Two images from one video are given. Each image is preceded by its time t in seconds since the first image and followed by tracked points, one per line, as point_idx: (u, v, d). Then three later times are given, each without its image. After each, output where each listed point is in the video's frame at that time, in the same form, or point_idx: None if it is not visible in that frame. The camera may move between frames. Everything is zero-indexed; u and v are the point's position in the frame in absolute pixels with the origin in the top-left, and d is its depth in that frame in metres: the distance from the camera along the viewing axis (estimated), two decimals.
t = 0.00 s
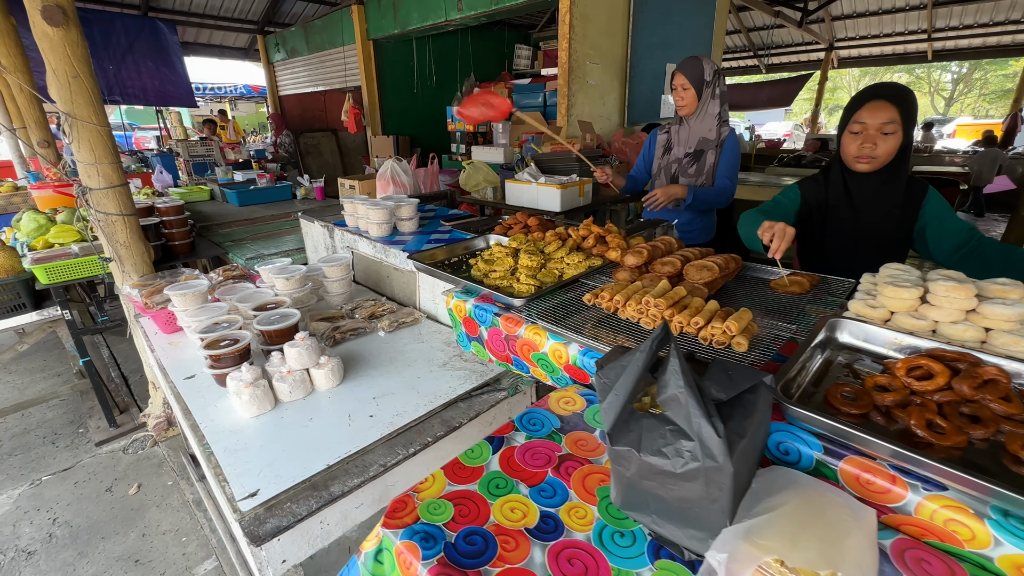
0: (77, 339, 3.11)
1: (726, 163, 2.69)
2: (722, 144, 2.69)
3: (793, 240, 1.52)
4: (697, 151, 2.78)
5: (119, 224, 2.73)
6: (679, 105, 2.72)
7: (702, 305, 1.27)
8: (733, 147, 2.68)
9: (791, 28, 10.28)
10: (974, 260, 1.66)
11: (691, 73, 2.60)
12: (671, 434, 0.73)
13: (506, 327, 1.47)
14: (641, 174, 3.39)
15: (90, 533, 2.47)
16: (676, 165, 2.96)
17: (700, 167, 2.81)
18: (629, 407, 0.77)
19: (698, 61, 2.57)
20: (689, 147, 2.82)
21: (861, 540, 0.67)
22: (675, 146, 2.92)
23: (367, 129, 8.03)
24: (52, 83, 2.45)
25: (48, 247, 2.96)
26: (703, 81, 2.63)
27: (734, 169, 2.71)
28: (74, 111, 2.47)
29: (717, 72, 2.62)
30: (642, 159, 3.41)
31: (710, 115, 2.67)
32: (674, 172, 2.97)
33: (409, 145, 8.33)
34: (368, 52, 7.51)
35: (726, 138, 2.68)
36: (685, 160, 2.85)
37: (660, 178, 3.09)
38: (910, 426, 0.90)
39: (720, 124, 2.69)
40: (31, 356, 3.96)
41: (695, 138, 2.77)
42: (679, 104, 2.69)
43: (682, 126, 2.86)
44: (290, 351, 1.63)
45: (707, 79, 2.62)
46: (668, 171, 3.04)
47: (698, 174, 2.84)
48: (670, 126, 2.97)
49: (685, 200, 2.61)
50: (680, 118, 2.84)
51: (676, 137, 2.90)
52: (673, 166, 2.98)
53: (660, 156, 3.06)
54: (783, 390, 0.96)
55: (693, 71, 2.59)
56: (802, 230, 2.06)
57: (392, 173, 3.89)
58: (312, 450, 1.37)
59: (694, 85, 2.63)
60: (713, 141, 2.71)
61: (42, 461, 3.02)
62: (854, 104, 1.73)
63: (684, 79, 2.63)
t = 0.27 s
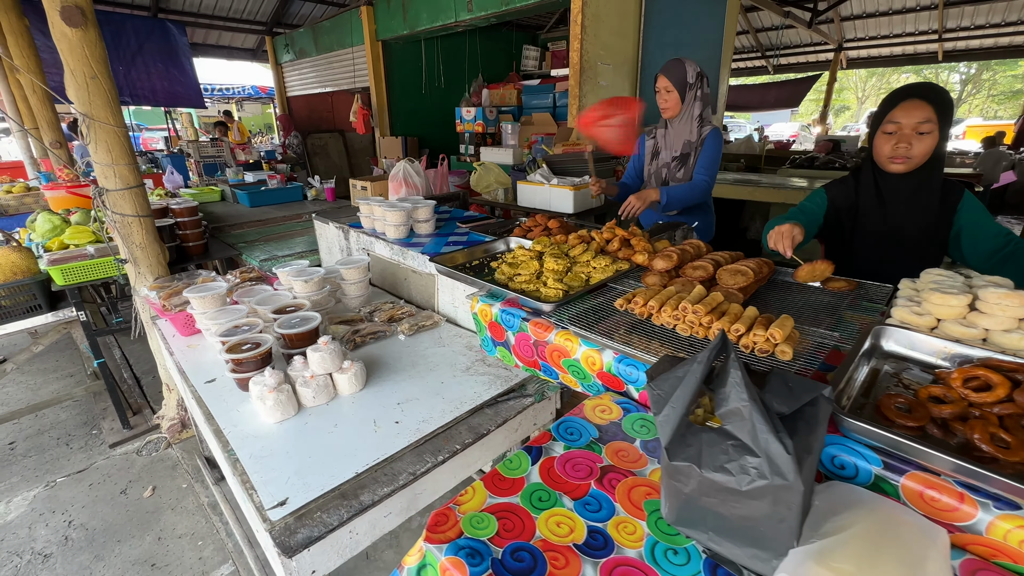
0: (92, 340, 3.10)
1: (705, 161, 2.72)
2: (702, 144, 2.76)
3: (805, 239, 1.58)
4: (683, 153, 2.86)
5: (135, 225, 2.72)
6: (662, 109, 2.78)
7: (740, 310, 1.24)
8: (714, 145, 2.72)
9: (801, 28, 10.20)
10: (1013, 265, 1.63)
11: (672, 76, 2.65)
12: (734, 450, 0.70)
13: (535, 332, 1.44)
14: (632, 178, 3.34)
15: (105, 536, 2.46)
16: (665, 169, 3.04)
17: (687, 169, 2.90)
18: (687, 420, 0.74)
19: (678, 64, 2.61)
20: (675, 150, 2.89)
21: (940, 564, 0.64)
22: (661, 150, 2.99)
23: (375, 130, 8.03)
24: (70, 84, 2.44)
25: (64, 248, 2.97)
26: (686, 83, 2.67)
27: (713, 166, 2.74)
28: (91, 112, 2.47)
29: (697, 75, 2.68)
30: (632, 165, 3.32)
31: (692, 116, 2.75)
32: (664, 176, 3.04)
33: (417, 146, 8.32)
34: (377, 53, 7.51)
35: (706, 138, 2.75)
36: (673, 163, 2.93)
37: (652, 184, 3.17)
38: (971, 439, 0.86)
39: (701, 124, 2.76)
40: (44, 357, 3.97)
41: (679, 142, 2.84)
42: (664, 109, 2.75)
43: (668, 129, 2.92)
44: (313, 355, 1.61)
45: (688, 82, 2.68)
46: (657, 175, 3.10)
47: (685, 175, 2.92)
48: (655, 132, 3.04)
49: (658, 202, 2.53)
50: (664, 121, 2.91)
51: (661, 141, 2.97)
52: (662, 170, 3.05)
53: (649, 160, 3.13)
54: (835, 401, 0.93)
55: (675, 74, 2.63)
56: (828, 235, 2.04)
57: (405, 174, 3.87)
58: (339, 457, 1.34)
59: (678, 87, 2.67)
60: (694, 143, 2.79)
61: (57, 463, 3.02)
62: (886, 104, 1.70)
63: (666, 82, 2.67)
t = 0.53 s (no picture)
0: (111, 342, 3.11)
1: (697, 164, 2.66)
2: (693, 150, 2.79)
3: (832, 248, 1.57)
4: (678, 160, 2.90)
5: (156, 227, 2.73)
6: (660, 116, 2.78)
7: (781, 317, 1.22)
8: (706, 149, 2.70)
9: (812, 30, 10.12)
10: None
11: (667, 82, 2.66)
12: (804, 465, 0.68)
13: (568, 338, 1.42)
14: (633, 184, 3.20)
15: (125, 538, 2.46)
16: (663, 175, 3.07)
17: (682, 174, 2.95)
18: (751, 434, 0.72)
19: (673, 70, 2.63)
20: (672, 156, 2.93)
21: None
22: (659, 157, 3.02)
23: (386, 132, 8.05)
24: (94, 87, 2.46)
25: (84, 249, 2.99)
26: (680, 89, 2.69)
27: (707, 170, 2.67)
28: (115, 115, 2.47)
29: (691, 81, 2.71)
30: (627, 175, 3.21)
31: (685, 123, 2.78)
32: (662, 183, 3.08)
33: (427, 148, 8.33)
34: (388, 55, 7.53)
35: (698, 143, 2.76)
36: (670, 170, 2.97)
37: (651, 190, 3.19)
38: None
39: (694, 130, 2.80)
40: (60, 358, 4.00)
41: (674, 148, 2.89)
42: (661, 115, 2.76)
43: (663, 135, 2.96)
44: (340, 359, 1.59)
45: (683, 88, 2.70)
46: (657, 181, 3.13)
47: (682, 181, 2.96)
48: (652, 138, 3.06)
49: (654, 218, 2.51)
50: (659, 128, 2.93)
51: (658, 147, 2.99)
52: (661, 176, 3.08)
53: (647, 167, 3.15)
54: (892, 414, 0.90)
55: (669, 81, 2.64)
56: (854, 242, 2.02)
57: (419, 176, 3.85)
58: (371, 464, 1.33)
59: (672, 94, 2.68)
60: (685, 149, 2.84)
61: (75, 463, 3.03)
62: (918, 107, 1.67)
63: (662, 89, 2.68)
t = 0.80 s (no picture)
0: (133, 341, 3.14)
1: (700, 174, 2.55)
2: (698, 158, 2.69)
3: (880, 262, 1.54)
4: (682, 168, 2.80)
5: (179, 227, 2.75)
6: (667, 124, 2.69)
7: (823, 323, 1.18)
8: (711, 158, 2.58)
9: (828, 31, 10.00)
10: None
11: (673, 89, 2.56)
12: (873, 478, 0.65)
13: (600, 342, 1.40)
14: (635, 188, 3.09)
15: (148, 536, 2.48)
16: (670, 183, 2.96)
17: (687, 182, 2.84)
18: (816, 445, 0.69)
19: (678, 78, 2.53)
20: (677, 164, 2.83)
21: None
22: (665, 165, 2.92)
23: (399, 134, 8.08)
24: (121, 89, 2.49)
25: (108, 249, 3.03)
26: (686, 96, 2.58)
27: (712, 180, 2.55)
28: (141, 116, 2.50)
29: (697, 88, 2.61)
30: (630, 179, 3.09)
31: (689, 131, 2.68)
32: (670, 191, 2.97)
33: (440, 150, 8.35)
34: (402, 57, 7.56)
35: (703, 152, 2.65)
36: (676, 178, 2.87)
37: (658, 198, 3.09)
38: None
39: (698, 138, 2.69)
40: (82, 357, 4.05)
41: (679, 156, 2.78)
42: (668, 123, 2.66)
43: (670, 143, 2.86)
44: (368, 362, 1.58)
45: (689, 95, 2.60)
46: (663, 189, 3.02)
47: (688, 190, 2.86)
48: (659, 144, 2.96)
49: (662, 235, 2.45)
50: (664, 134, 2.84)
51: (664, 155, 2.89)
52: (668, 185, 2.98)
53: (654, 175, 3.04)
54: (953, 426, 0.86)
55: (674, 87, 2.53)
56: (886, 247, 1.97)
57: (436, 178, 3.83)
58: (403, 467, 1.32)
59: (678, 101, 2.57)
60: (690, 157, 2.74)
61: (97, 461, 3.06)
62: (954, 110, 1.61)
63: (667, 96, 2.58)
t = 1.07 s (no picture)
0: (157, 340, 3.19)
1: (720, 182, 2.46)
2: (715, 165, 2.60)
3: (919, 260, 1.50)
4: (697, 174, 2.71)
5: (204, 228, 2.78)
6: (682, 131, 2.57)
7: (865, 331, 1.15)
8: (729, 165, 2.50)
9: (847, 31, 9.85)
10: None
11: (687, 96, 2.44)
12: (938, 494, 0.63)
13: (631, 348, 1.39)
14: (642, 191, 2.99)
15: (171, 533, 2.50)
16: (683, 189, 2.86)
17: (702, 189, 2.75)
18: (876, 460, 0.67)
19: (693, 84, 2.40)
20: (692, 171, 2.73)
21: None
22: (678, 170, 2.82)
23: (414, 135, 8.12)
24: (150, 91, 2.52)
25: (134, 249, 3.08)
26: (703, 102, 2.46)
27: (732, 188, 2.46)
28: (169, 118, 2.54)
29: (711, 93, 2.50)
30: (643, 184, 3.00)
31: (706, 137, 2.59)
32: (684, 198, 2.88)
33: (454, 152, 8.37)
34: (418, 59, 7.60)
35: (720, 158, 2.56)
36: (691, 184, 2.77)
37: (671, 204, 2.98)
38: None
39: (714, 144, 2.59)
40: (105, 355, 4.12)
41: (695, 162, 2.69)
42: (683, 131, 2.55)
43: (683, 148, 2.75)
44: (395, 364, 1.58)
45: (704, 101, 2.48)
46: (676, 195, 2.92)
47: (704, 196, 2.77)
48: (671, 148, 2.84)
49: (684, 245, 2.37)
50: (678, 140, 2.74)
51: (678, 161, 2.79)
52: (682, 191, 2.87)
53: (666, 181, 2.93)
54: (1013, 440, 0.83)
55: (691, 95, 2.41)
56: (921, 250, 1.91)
57: (454, 180, 3.83)
58: (432, 471, 1.31)
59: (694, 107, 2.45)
60: (706, 163, 2.65)
61: (121, 458, 3.11)
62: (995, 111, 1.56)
63: (682, 104, 2.46)
